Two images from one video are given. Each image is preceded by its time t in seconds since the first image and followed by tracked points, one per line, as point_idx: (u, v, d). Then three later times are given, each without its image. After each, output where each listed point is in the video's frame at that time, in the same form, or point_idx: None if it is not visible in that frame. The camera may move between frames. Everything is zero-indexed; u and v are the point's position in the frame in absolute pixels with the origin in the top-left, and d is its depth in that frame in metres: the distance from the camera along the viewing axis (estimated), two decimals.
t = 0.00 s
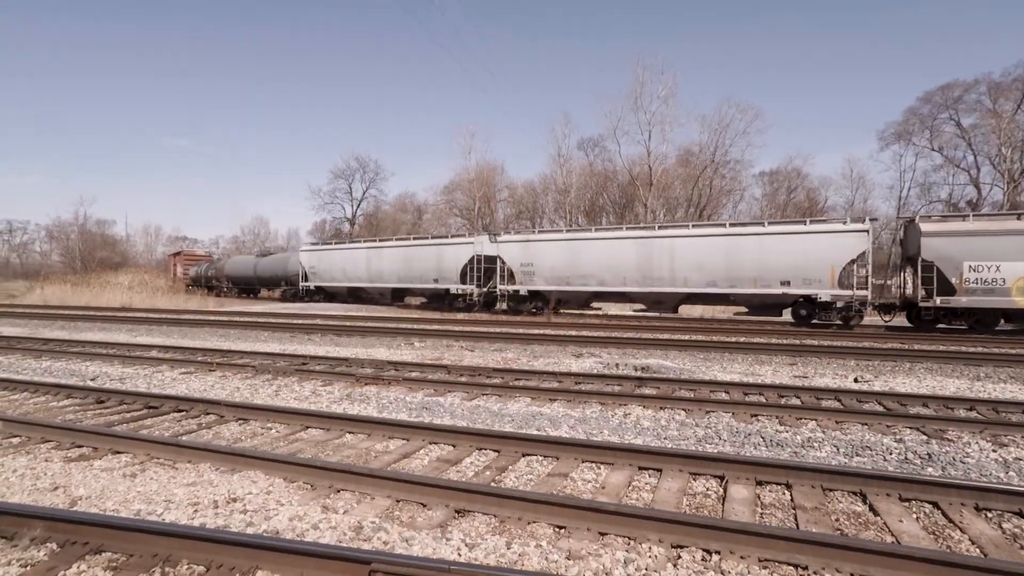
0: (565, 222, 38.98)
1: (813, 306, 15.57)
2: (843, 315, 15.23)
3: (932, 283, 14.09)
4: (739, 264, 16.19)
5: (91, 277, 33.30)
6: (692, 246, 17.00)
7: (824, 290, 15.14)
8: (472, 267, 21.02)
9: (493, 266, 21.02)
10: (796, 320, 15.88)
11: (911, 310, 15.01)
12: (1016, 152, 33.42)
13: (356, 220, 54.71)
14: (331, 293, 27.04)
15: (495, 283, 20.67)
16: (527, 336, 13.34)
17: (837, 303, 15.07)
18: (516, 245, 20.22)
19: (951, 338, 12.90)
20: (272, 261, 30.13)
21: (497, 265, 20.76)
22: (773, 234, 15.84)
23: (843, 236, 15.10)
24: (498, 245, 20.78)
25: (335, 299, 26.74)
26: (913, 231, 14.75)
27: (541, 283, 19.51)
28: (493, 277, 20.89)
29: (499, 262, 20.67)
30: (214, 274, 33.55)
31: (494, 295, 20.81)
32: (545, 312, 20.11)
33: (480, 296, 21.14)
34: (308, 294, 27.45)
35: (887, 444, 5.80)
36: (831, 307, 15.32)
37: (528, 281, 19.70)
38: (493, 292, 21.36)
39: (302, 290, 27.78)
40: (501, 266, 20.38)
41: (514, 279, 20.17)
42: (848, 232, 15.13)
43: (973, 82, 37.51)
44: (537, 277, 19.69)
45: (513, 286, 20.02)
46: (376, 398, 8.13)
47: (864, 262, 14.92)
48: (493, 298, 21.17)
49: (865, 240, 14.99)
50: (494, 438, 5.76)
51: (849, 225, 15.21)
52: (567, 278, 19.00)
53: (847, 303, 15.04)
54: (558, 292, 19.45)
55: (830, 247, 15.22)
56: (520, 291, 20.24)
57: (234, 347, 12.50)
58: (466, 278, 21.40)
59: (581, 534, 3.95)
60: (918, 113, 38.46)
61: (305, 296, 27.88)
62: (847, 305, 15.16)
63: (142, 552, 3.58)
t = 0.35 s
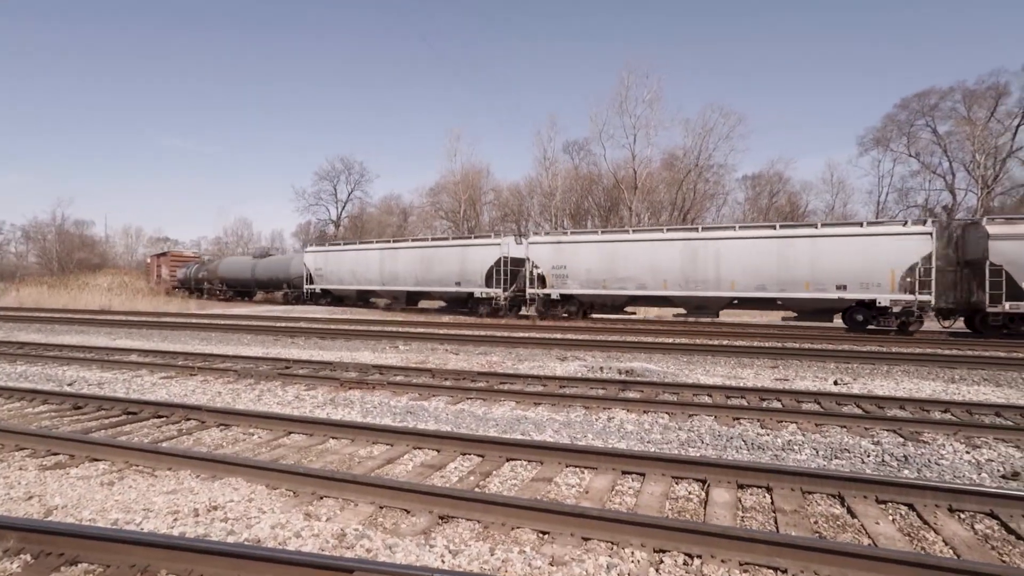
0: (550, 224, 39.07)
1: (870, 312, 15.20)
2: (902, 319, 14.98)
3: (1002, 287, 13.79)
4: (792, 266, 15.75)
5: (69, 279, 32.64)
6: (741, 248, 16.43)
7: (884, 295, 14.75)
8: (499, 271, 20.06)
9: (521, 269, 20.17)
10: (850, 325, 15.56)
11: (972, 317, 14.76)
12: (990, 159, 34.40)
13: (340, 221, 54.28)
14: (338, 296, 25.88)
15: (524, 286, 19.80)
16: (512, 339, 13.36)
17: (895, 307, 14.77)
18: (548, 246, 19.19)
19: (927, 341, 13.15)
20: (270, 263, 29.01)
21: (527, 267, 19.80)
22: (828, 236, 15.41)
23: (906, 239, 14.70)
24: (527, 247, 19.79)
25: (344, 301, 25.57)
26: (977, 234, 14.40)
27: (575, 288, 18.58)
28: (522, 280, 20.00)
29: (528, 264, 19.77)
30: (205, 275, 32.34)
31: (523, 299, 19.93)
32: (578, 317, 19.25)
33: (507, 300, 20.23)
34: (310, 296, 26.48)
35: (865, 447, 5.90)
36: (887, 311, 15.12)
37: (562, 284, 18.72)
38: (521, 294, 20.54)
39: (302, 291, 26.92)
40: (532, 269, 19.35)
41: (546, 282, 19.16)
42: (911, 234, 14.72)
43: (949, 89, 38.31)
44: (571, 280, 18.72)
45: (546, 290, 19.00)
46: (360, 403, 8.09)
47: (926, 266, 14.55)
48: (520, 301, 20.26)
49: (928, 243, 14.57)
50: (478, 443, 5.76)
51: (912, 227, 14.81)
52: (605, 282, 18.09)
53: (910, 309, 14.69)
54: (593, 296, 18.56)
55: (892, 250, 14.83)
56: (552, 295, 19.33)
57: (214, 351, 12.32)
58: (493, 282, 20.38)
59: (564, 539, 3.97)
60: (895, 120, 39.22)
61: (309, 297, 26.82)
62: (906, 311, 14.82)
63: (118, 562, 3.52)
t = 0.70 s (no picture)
0: (547, 225, 39.07)
1: (949, 314, 14.47)
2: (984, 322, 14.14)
3: None
4: (862, 267, 14.95)
5: (66, 280, 32.53)
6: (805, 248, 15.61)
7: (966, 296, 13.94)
8: (541, 270, 18.95)
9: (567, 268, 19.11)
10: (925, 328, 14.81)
11: None
12: (985, 160, 34.61)
13: (338, 222, 54.15)
14: (361, 297, 24.80)
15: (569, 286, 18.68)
16: (508, 340, 13.41)
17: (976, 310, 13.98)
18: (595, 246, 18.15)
19: (920, 342, 13.24)
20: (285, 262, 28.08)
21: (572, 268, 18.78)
22: (904, 236, 14.57)
23: (990, 238, 13.87)
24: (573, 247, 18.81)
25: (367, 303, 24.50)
26: None
27: (625, 289, 17.60)
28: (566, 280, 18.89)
29: (572, 264, 18.74)
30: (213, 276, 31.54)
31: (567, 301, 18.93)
32: (625, 320, 18.27)
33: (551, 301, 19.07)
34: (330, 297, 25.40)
35: (856, 448, 5.96)
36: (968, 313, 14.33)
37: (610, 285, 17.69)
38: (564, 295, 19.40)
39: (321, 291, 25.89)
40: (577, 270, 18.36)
41: (592, 284, 18.11)
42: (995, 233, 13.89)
43: (944, 91, 38.51)
44: (620, 281, 17.72)
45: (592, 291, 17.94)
46: (356, 404, 8.14)
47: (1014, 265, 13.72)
48: (564, 302, 19.17)
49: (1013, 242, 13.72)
50: (473, 444, 5.81)
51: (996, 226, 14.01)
52: (657, 283, 17.06)
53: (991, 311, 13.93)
54: (643, 298, 17.58)
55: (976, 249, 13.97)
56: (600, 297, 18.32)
57: (211, 353, 12.33)
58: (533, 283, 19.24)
59: (556, 540, 4.02)
60: (891, 121, 39.32)
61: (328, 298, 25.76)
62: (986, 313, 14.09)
63: (115, 563, 3.57)
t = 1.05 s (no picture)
0: (524, 224, 39.13)
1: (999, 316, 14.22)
2: None
3: None
4: (912, 267, 14.61)
5: (28, 277, 31.34)
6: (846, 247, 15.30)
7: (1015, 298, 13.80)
8: (567, 270, 18.30)
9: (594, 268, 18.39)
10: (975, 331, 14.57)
11: None
12: (946, 165, 35.84)
13: (313, 220, 53.28)
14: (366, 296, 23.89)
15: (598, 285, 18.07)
16: (485, 339, 13.43)
17: None
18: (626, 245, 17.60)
19: (887, 341, 13.61)
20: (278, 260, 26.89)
21: (602, 267, 18.23)
22: (952, 237, 14.27)
23: None
24: (602, 245, 18.22)
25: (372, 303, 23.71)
26: None
27: (658, 289, 17.09)
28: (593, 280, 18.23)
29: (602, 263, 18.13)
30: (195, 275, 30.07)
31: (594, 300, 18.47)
32: (655, 321, 17.78)
33: (577, 301, 18.54)
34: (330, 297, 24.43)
35: (822, 444, 6.14)
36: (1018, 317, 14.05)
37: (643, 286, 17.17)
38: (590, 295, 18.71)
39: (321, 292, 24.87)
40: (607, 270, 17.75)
41: (622, 283, 17.60)
42: None
43: (908, 97, 39.66)
44: (652, 281, 17.21)
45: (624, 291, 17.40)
46: (331, 404, 8.07)
47: None
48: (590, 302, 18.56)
49: None
50: (449, 444, 5.82)
51: None
52: (692, 284, 16.59)
53: None
54: (676, 299, 17.11)
55: None
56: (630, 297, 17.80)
57: (181, 353, 12.08)
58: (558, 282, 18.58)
59: (531, 539, 4.06)
60: (858, 126, 40.36)
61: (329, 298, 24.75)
62: None
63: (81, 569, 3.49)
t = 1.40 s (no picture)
0: (487, 223, 39.03)
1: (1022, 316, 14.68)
2: None
3: None
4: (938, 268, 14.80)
5: None
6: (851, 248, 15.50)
7: None
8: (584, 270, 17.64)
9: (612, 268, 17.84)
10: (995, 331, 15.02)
11: None
12: (890, 170, 37.60)
13: (271, 218, 51.69)
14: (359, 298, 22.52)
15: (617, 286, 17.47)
16: (449, 338, 13.38)
17: None
18: (647, 243, 17.09)
19: (839, 339, 14.13)
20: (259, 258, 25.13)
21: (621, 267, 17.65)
22: (979, 238, 14.58)
23: None
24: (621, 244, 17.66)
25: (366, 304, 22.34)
26: None
27: (680, 289, 16.61)
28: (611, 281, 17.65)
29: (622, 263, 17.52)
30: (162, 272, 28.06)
31: (610, 300, 17.72)
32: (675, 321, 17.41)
33: (593, 301, 17.96)
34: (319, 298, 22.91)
35: (776, 439, 6.36)
36: None
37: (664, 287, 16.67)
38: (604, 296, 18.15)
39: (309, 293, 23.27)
40: (627, 270, 17.24)
41: (642, 284, 17.07)
42: None
43: (855, 104, 41.37)
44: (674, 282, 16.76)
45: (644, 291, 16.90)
46: (291, 406, 7.90)
47: None
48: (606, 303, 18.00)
49: None
50: (412, 444, 5.78)
51: None
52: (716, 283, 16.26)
53: None
54: (698, 300, 16.72)
55: None
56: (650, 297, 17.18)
57: (129, 355, 11.60)
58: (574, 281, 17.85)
59: (495, 537, 4.08)
60: (809, 131, 41.84)
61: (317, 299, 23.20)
62: None
63: None
